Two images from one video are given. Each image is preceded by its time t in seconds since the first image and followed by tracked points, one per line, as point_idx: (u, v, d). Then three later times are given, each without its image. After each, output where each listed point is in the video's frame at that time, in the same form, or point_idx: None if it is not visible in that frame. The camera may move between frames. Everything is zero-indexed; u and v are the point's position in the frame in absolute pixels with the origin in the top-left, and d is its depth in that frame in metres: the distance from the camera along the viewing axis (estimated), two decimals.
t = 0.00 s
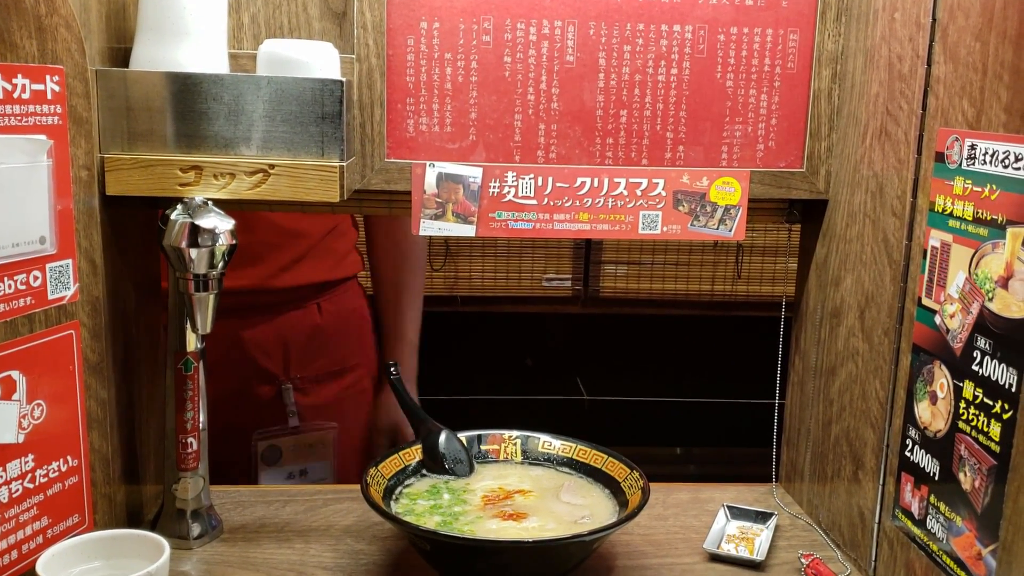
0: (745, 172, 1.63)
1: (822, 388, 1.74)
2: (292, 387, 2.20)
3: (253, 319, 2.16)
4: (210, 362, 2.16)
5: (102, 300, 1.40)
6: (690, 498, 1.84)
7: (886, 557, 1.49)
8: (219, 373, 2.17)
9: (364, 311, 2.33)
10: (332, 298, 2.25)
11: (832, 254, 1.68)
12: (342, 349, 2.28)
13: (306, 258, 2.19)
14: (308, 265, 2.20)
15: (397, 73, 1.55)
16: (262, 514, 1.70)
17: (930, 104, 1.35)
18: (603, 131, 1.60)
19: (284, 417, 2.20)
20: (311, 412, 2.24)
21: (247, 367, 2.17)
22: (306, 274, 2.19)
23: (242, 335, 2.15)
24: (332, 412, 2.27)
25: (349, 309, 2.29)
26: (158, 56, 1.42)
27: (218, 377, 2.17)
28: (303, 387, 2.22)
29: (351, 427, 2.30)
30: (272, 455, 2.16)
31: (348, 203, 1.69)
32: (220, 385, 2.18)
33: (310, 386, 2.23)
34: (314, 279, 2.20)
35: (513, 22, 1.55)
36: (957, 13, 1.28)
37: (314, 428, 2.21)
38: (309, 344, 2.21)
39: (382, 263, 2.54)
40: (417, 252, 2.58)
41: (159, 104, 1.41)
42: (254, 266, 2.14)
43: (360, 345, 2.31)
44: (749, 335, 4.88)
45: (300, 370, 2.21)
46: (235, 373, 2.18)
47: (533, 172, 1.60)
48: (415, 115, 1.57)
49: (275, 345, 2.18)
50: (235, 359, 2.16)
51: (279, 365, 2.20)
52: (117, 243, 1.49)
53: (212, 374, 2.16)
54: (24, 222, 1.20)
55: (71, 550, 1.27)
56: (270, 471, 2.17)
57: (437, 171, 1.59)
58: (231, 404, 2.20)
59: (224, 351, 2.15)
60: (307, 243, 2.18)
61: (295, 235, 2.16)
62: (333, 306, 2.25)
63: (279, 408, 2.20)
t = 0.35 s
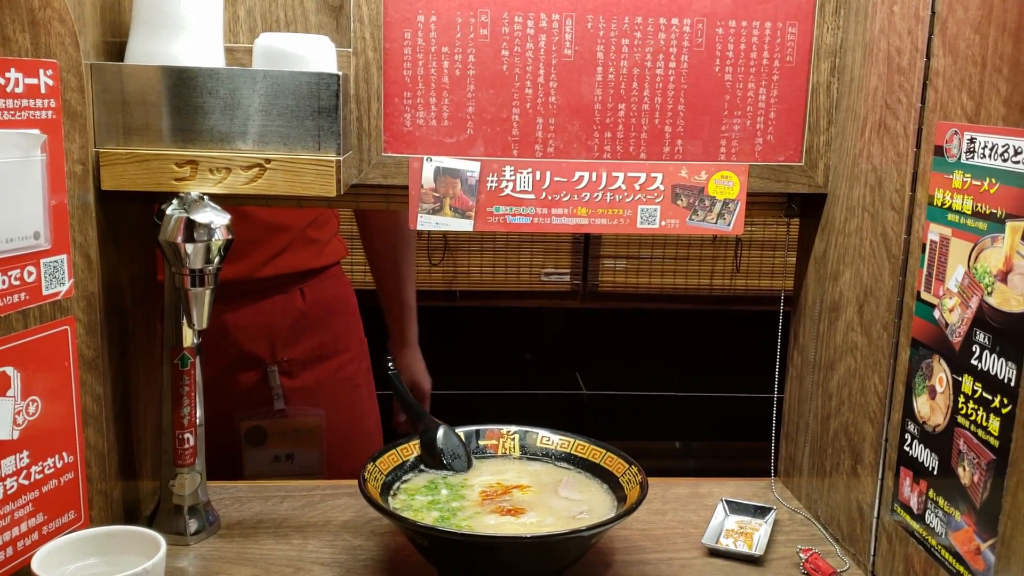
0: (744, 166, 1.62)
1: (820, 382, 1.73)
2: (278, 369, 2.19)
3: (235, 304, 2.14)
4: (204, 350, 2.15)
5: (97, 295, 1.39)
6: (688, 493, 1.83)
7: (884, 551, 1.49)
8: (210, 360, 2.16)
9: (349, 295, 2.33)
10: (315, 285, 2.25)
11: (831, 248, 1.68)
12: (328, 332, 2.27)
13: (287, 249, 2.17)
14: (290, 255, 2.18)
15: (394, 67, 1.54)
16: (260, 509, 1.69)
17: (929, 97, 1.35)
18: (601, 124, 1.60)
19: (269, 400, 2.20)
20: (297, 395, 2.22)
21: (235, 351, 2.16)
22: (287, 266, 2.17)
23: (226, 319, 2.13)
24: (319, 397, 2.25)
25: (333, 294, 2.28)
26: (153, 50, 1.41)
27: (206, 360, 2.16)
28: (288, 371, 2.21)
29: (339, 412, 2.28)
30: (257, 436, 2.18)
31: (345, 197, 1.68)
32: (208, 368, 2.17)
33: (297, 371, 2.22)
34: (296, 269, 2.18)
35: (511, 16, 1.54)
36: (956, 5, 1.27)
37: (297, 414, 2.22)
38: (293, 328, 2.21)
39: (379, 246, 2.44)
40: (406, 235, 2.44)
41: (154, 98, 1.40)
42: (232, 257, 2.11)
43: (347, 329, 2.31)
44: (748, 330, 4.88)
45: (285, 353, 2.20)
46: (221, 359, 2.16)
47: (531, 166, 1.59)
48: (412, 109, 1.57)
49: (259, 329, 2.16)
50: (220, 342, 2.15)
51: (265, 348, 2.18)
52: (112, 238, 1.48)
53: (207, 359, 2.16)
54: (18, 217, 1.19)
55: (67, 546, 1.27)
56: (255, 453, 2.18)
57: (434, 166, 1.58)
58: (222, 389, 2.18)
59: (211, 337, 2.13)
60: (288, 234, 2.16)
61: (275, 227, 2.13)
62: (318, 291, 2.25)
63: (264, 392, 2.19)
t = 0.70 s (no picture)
0: (743, 163, 1.62)
1: (820, 379, 1.74)
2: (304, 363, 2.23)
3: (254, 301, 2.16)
4: (224, 347, 2.17)
5: (97, 293, 1.39)
6: (688, 490, 1.84)
7: (884, 548, 1.49)
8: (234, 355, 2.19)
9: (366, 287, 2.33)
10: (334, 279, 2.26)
11: (830, 245, 1.68)
12: (349, 323, 2.29)
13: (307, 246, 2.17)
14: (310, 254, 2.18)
15: (393, 65, 1.54)
16: (260, 507, 1.70)
17: (927, 94, 1.35)
18: (600, 122, 1.60)
19: (296, 393, 2.24)
20: (324, 385, 2.26)
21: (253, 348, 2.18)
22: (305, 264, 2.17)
23: (250, 316, 2.15)
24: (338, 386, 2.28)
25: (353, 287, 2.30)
26: (154, 50, 1.41)
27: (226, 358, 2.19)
28: (314, 363, 2.25)
29: (365, 400, 2.30)
30: (285, 428, 2.23)
31: (345, 195, 1.68)
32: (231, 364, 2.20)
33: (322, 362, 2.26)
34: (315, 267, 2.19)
35: (510, 14, 1.54)
36: (955, 2, 1.27)
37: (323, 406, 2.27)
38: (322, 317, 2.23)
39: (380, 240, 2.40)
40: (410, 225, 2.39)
41: (154, 97, 1.40)
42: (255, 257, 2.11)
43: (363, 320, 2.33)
44: (748, 327, 4.89)
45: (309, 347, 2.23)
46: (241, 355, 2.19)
47: (530, 164, 1.59)
48: (411, 107, 1.57)
49: (281, 326, 2.18)
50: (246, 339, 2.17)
51: (290, 343, 2.21)
52: (112, 237, 1.48)
53: (225, 356, 2.18)
54: (18, 216, 1.20)
55: (67, 545, 1.27)
56: (280, 442, 2.23)
57: (433, 164, 1.58)
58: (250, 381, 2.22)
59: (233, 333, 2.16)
60: (307, 231, 2.16)
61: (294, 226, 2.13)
62: (336, 285, 2.26)
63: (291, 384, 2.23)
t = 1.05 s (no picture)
0: (744, 161, 1.62)
1: (821, 376, 1.74)
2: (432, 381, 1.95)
3: (389, 318, 1.89)
4: (306, 364, 1.88)
5: (98, 291, 1.39)
6: (689, 488, 1.84)
7: (885, 546, 1.50)
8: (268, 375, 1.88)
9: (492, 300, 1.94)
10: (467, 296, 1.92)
11: (831, 242, 1.68)
12: (476, 340, 1.94)
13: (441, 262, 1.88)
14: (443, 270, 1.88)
15: (394, 62, 1.54)
16: (262, 505, 1.70)
17: (928, 91, 1.35)
18: (602, 120, 1.60)
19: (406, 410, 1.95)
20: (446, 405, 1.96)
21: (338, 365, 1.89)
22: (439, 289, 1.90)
23: (390, 334, 1.89)
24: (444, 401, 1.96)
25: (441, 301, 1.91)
26: (155, 48, 1.41)
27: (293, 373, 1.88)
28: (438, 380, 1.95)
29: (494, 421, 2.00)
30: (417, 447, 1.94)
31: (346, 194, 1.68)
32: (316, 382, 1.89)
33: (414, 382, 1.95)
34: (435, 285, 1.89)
35: (510, 11, 1.54)
36: None
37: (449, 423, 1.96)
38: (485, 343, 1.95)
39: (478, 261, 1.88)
40: (518, 241, 1.87)
41: (155, 95, 1.40)
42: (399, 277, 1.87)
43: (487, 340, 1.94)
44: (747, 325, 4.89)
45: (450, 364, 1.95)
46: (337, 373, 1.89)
47: (530, 162, 1.59)
48: (412, 105, 1.56)
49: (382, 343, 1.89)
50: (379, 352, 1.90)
51: (416, 358, 1.93)
52: (113, 235, 1.48)
53: (338, 372, 1.89)
54: (20, 213, 1.20)
55: (69, 543, 1.27)
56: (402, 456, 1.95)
57: (434, 161, 1.58)
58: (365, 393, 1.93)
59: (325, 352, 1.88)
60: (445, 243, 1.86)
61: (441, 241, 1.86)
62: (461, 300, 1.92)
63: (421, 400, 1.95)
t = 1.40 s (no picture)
0: (745, 161, 1.62)
1: (822, 376, 1.74)
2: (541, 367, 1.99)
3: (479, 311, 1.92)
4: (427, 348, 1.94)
5: (100, 290, 1.39)
6: (690, 487, 1.84)
7: (886, 544, 1.50)
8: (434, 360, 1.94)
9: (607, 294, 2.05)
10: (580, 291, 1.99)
11: (832, 242, 1.68)
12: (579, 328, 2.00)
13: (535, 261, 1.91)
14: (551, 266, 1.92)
15: (395, 61, 1.54)
16: (263, 504, 1.70)
17: (930, 91, 1.35)
18: (603, 119, 1.60)
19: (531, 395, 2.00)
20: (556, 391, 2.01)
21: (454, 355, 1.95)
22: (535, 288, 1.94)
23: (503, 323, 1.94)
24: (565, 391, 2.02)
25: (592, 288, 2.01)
26: (157, 47, 1.41)
27: (440, 362, 1.95)
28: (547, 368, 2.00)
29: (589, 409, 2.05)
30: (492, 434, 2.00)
31: (347, 193, 1.68)
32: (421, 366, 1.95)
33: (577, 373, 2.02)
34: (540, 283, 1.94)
35: (512, 11, 1.54)
36: None
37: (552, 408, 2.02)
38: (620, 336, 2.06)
39: (604, 250, 1.96)
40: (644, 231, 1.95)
41: (156, 94, 1.40)
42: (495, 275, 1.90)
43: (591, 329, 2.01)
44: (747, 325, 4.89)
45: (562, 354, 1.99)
46: (483, 355, 1.95)
47: (532, 161, 1.59)
48: (414, 104, 1.57)
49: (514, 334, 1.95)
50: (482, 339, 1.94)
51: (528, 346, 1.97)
52: (115, 234, 1.49)
53: (437, 355, 1.94)
54: (23, 212, 1.20)
55: (71, 541, 1.28)
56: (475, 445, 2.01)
57: (436, 161, 1.58)
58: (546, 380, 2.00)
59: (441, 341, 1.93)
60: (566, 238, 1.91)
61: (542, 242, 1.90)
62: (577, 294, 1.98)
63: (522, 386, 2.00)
